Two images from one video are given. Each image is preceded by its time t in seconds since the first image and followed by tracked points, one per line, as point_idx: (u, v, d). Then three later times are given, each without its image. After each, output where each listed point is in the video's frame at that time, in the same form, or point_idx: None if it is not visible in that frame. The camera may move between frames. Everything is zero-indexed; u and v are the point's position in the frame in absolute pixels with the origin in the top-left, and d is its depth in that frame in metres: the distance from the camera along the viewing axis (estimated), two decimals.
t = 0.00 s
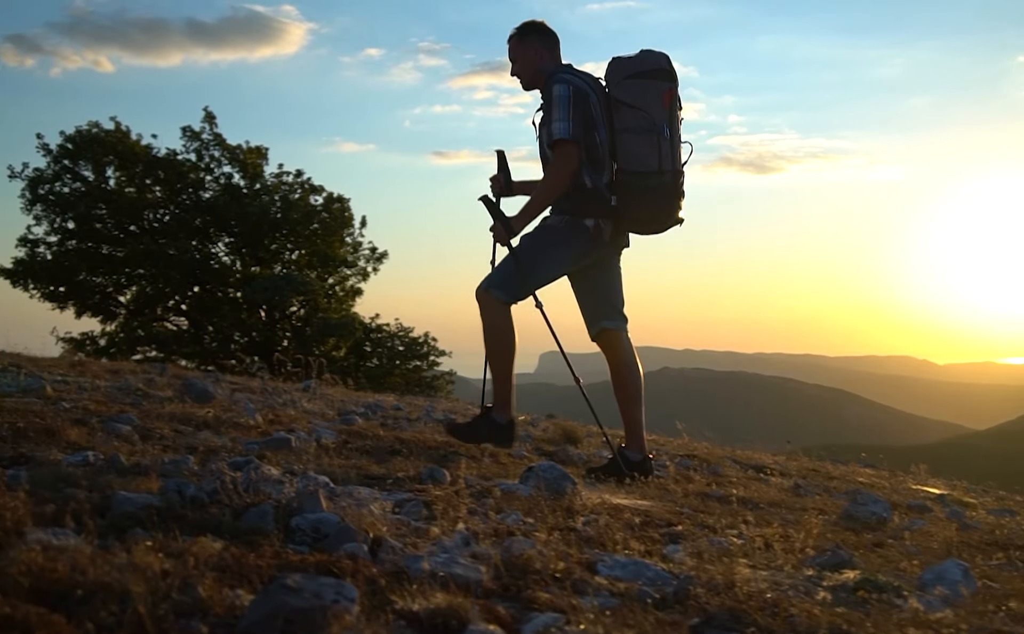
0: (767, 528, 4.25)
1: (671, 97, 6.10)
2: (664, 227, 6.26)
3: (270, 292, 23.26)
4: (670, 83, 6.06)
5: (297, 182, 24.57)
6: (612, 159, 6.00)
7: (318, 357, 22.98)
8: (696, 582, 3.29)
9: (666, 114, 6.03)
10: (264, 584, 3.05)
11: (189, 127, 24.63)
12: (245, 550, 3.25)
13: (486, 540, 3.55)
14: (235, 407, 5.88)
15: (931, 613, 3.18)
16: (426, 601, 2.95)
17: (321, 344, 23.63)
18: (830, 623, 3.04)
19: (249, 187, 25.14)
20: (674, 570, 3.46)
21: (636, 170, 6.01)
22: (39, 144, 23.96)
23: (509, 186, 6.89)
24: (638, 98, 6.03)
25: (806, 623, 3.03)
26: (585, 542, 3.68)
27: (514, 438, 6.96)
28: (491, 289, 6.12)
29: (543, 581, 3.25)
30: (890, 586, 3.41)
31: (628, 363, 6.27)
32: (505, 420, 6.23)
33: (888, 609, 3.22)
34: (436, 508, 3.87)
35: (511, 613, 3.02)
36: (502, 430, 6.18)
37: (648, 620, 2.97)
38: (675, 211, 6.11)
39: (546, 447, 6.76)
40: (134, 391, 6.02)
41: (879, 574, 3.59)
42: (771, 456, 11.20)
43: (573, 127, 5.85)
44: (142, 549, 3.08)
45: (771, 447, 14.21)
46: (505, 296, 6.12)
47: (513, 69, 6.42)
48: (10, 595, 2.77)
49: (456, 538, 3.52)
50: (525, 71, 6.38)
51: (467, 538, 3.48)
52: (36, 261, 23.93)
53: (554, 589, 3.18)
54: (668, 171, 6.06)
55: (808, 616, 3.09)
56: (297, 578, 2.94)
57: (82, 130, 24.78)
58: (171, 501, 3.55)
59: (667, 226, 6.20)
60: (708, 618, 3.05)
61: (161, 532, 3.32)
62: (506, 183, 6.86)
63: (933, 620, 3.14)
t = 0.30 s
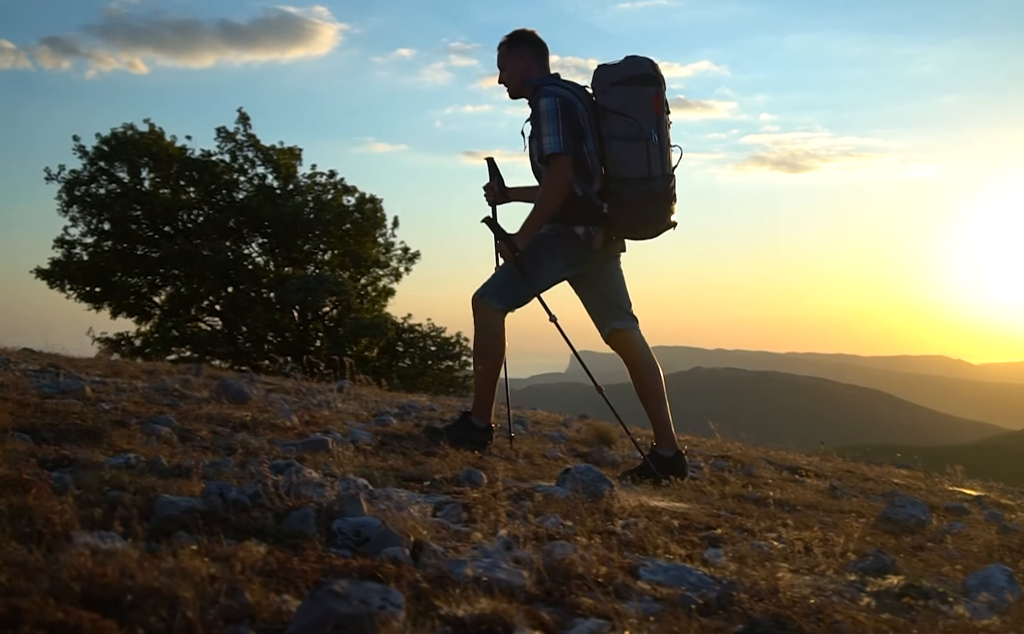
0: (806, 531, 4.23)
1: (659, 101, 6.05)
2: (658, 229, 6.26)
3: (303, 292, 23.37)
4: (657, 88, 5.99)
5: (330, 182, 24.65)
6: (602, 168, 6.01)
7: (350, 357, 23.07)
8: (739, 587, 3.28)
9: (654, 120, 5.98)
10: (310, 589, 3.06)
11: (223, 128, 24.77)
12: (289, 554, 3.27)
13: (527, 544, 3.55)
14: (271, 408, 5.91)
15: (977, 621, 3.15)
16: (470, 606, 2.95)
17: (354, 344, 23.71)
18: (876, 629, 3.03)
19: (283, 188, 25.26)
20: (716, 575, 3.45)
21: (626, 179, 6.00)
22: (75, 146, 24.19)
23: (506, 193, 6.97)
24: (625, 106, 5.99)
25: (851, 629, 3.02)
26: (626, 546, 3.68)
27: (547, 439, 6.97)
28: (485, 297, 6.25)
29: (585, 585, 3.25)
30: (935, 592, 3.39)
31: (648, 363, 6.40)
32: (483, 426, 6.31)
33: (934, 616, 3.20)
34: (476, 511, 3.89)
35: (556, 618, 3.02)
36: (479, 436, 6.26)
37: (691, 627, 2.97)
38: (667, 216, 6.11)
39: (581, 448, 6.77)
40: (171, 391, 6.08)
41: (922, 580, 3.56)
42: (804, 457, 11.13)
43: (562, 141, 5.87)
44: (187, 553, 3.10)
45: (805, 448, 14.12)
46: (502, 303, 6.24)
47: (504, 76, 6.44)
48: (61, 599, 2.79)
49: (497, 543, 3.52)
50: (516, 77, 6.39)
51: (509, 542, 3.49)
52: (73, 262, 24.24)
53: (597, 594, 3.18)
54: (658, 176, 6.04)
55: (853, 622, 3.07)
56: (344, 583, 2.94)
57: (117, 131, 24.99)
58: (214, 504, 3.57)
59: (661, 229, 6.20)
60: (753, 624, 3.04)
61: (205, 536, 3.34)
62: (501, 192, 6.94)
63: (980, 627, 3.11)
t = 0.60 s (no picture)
0: (838, 534, 4.21)
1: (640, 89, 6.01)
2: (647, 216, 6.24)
3: (331, 293, 23.44)
4: (635, 75, 5.97)
5: (357, 183, 24.70)
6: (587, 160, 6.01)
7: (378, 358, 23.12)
8: (775, 593, 3.27)
9: (635, 109, 5.96)
10: (348, 595, 3.06)
11: (251, 129, 24.88)
12: (327, 559, 3.29)
13: (561, 548, 3.55)
14: (301, 410, 5.92)
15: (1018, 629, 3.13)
16: (507, 612, 2.95)
17: (381, 345, 23.76)
18: None
19: (311, 188, 25.36)
20: (751, 580, 3.44)
21: (611, 169, 5.99)
22: (105, 147, 24.38)
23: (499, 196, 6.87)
24: (605, 96, 5.97)
25: None
26: (659, 550, 3.68)
27: (576, 440, 6.97)
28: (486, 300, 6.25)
29: (621, 591, 3.24)
30: (974, 598, 3.36)
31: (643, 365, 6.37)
32: (511, 427, 6.35)
33: (972, 622, 3.18)
34: (508, 515, 3.88)
35: (594, 624, 3.02)
36: (509, 439, 6.31)
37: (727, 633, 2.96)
38: (654, 202, 6.10)
39: (608, 449, 6.76)
40: (202, 392, 6.11)
41: (959, 585, 3.54)
42: (832, 458, 11.06)
43: (547, 136, 5.88)
44: (226, 559, 3.11)
45: (832, 447, 14.03)
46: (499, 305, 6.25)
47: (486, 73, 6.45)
48: (105, 606, 2.80)
49: (532, 547, 3.51)
50: (498, 74, 6.40)
51: (544, 547, 3.48)
52: (103, 263, 24.46)
53: (634, 599, 3.18)
54: (643, 164, 6.02)
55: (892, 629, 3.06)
56: (383, 590, 2.94)
57: (147, 133, 25.17)
58: (250, 508, 3.58)
59: (649, 217, 6.19)
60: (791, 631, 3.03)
61: (242, 540, 3.36)
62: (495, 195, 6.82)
63: None
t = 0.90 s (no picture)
0: (876, 539, 4.19)
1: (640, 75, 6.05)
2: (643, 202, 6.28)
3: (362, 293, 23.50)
4: (635, 61, 6.01)
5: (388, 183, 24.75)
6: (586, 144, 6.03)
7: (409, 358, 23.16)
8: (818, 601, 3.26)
9: (635, 94, 6.00)
10: (391, 602, 3.07)
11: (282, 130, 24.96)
12: (369, 566, 3.30)
13: (600, 554, 3.55)
14: (334, 411, 5.94)
15: None
16: (550, 618, 2.95)
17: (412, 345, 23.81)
18: None
19: (341, 189, 25.44)
20: (793, 588, 3.43)
21: (610, 153, 6.02)
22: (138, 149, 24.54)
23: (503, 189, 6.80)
24: (605, 82, 5.99)
25: None
26: (698, 556, 3.67)
27: (606, 441, 6.97)
28: (506, 307, 6.24)
29: (662, 599, 3.24)
30: (1018, 606, 3.34)
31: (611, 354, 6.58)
32: (544, 429, 6.36)
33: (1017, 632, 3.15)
34: (545, 519, 3.88)
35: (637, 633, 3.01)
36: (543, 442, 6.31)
37: None
38: (651, 188, 6.14)
39: (640, 450, 6.75)
40: (236, 394, 6.13)
41: (1001, 593, 3.52)
42: (865, 458, 10.98)
43: (544, 118, 5.86)
44: (269, 566, 3.13)
45: (864, 447, 13.93)
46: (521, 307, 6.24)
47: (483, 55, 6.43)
48: (153, 614, 2.82)
49: (572, 554, 3.51)
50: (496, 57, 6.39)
51: (584, 553, 3.47)
52: (136, 264, 24.65)
53: (675, 608, 3.17)
54: (641, 149, 6.06)
55: None
56: (428, 599, 2.94)
57: (179, 134, 25.32)
58: (289, 513, 3.60)
59: (645, 202, 6.22)
60: None
61: (283, 546, 3.38)
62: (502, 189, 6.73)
63: None
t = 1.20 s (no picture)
0: (909, 544, 4.16)
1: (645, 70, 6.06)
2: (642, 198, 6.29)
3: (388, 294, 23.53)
4: (640, 56, 6.02)
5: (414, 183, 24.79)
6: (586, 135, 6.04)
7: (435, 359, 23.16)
8: (854, 610, 3.24)
9: (638, 89, 6.01)
10: (427, 610, 3.08)
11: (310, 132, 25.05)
12: (404, 573, 3.30)
13: (633, 561, 3.55)
14: (364, 414, 5.95)
15: None
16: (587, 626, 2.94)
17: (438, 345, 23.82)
18: None
19: (368, 190, 25.50)
20: (828, 596, 3.41)
21: (610, 146, 6.04)
22: (167, 151, 24.69)
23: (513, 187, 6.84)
24: (609, 74, 6.00)
25: None
26: (731, 562, 3.66)
27: (634, 442, 6.97)
28: (541, 310, 6.18)
29: (697, 607, 3.23)
30: None
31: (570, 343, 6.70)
32: (573, 429, 6.38)
33: None
34: (576, 525, 3.87)
35: None
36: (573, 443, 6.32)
37: None
38: (649, 184, 6.15)
39: (668, 453, 6.74)
40: (266, 396, 6.15)
41: None
42: (894, 460, 10.90)
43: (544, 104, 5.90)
44: (306, 573, 3.14)
45: (892, 448, 13.84)
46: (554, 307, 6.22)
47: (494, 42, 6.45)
48: (192, 624, 2.82)
49: (606, 561, 3.50)
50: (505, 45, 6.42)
51: (618, 561, 3.46)
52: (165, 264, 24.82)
53: (710, 615, 3.16)
54: (641, 144, 6.07)
55: None
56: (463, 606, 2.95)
57: (207, 136, 25.48)
58: (323, 519, 3.61)
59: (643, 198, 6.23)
60: None
61: (318, 552, 3.38)
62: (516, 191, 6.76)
63: None
